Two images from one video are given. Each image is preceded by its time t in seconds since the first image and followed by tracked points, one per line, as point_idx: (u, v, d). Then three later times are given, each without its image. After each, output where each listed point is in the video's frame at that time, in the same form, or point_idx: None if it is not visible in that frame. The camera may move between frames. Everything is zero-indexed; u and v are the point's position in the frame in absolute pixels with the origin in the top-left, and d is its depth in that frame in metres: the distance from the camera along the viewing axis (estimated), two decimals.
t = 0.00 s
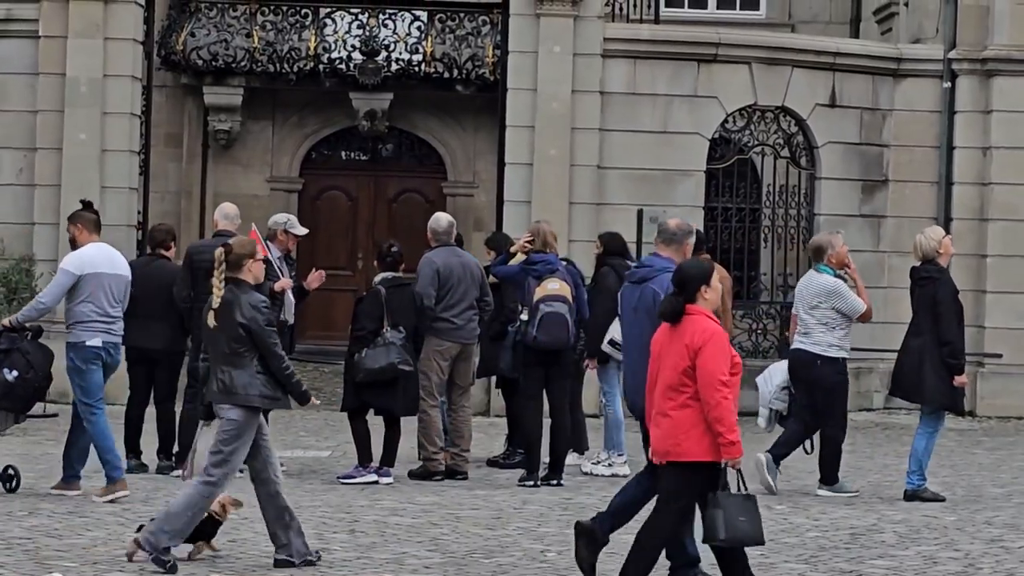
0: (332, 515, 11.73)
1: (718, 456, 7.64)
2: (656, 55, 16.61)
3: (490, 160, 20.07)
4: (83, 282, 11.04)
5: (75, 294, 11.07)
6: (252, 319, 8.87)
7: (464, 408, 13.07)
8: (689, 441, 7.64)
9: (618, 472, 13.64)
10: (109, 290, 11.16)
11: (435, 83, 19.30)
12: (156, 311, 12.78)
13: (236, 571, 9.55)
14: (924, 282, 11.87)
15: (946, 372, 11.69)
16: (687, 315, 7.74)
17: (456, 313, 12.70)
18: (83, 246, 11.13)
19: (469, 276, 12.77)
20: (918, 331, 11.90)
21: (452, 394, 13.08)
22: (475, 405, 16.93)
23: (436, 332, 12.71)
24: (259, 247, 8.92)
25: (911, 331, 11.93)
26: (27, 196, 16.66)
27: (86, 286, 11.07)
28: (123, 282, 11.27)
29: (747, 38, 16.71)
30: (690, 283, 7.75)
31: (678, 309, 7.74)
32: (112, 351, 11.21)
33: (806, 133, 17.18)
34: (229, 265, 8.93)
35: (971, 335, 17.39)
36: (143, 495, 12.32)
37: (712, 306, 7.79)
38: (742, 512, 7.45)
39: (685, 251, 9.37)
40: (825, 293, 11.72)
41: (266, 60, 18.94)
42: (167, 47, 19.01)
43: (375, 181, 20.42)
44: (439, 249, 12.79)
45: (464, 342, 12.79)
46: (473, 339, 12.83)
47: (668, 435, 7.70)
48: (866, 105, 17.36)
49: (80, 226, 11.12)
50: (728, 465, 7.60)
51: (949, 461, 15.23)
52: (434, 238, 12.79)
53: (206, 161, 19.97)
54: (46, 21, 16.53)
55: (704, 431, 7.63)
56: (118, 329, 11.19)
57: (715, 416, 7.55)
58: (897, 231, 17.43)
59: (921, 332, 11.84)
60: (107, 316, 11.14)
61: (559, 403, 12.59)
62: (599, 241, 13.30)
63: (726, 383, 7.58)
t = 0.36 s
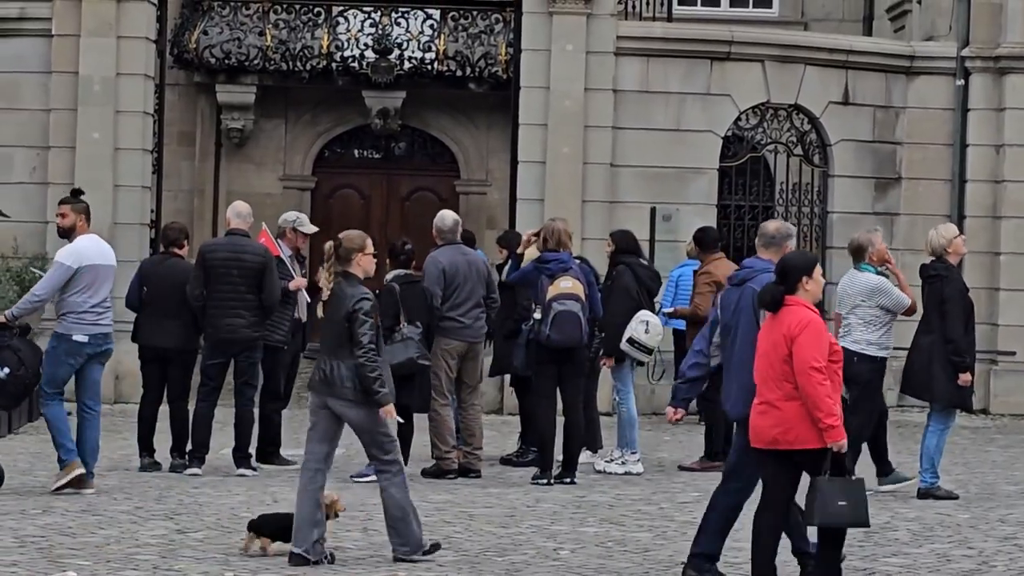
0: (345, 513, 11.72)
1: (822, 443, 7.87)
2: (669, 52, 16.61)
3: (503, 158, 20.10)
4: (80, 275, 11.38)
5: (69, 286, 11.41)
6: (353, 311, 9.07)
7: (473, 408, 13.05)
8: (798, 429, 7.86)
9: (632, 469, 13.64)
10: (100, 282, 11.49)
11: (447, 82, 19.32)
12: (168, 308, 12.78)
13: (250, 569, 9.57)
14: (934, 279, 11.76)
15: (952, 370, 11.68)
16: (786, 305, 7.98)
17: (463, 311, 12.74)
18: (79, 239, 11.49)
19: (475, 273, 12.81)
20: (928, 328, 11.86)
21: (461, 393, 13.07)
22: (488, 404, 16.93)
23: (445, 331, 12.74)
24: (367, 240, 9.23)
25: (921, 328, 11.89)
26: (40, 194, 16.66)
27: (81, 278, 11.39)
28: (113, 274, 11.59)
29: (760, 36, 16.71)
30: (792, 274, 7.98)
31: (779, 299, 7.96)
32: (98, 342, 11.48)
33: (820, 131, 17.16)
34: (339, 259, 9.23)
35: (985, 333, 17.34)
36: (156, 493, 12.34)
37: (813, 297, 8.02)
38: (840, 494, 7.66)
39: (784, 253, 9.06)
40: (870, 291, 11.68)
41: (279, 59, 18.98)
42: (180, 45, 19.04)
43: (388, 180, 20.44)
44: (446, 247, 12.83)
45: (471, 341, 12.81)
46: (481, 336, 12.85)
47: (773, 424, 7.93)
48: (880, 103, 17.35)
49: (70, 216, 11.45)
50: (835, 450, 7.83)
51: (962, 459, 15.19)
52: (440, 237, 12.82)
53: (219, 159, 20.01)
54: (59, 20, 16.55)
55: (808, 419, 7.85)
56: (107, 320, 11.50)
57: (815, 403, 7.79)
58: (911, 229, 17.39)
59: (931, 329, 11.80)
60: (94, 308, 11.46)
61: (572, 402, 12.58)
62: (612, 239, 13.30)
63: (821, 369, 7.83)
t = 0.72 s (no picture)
0: (355, 508, 11.74)
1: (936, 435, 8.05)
2: (680, 47, 16.61)
3: (514, 153, 20.22)
4: (56, 276, 11.26)
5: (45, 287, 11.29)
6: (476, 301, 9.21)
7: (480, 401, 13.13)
8: (912, 420, 8.05)
9: (642, 463, 13.64)
10: (77, 283, 11.37)
11: (457, 76, 19.35)
12: (179, 304, 12.80)
13: (262, 564, 9.60)
14: (939, 273, 11.71)
15: (958, 366, 11.57)
16: (902, 297, 8.17)
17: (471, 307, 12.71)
18: (56, 240, 11.39)
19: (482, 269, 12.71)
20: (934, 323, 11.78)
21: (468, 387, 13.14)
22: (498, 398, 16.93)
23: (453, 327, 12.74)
24: (482, 232, 9.36)
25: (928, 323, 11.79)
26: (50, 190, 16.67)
27: (58, 278, 11.28)
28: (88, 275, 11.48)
29: (771, 30, 16.71)
30: (908, 265, 8.20)
31: (896, 289, 8.17)
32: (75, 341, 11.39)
33: (831, 124, 17.15)
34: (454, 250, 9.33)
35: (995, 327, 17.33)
36: (167, 488, 12.36)
37: (926, 291, 8.23)
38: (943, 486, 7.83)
39: (878, 242, 9.17)
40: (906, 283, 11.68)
41: (289, 54, 19.00)
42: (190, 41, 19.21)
43: (398, 175, 20.53)
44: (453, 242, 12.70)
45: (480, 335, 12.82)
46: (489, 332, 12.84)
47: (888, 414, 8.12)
48: (890, 97, 17.33)
49: (50, 217, 11.40)
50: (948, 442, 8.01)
51: (973, 454, 15.15)
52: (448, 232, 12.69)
53: (229, 154, 20.10)
54: (69, 15, 16.56)
55: (924, 409, 8.03)
56: (83, 320, 11.39)
57: (932, 394, 7.95)
58: (921, 223, 17.36)
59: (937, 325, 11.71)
60: (71, 308, 11.36)
61: (583, 397, 12.58)
62: (622, 235, 13.37)
63: (942, 363, 7.99)
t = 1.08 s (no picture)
0: (364, 502, 11.74)
1: None
2: (688, 40, 16.61)
3: (521, 146, 20.22)
4: (44, 265, 11.34)
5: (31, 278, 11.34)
6: (580, 304, 9.36)
7: (489, 395, 12.95)
8: (1005, 420, 8.05)
9: (651, 457, 13.64)
10: (60, 272, 11.48)
11: (464, 70, 19.37)
12: (188, 298, 12.80)
13: (271, 558, 9.61)
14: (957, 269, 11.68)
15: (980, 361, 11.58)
16: (998, 297, 8.17)
17: (478, 302, 12.74)
18: (37, 231, 11.43)
19: (490, 263, 12.75)
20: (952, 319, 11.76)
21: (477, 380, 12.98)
22: (506, 392, 16.93)
23: (459, 322, 12.72)
24: (575, 236, 9.44)
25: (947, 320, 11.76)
26: (58, 184, 16.68)
27: (42, 269, 11.35)
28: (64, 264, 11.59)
29: (779, 22, 16.70)
30: (1006, 266, 8.19)
31: (994, 289, 8.17)
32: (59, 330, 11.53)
33: (838, 118, 17.17)
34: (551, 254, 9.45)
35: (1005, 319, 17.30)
36: (176, 482, 12.36)
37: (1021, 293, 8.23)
38: None
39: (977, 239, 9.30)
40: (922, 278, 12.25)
41: (298, 47, 19.02)
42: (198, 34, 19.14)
43: (406, 169, 20.57)
44: (462, 236, 12.76)
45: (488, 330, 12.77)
46: (497, 325, 12.83)
47: (982, 413, 8.10)
48: (897, 90, 17.33)
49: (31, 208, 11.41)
50: None
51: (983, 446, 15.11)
52: (457, 226, 12.75)
53: (237, 148, 20.15)
54: (77, 9, 16.57)
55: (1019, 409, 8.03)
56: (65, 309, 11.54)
57: None
58: (930, 215, 17.34)
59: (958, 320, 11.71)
60: (56, 298, 11.46)
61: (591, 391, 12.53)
62: (631, 227, 13.43)
63: None
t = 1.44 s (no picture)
0: (370, 497, 11.73)
1: None
2: (693, 34, 16.60)
3: (526, 142, 20.22)
4: (29, 264, 11.39)
5: (15, 275, 11.40)
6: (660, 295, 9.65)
7: (493, 389, 12.96)
8: None
9: (657, 453, 13.63)
10: (44, 271, 11.53)
11: (469, 65, 19.38)
12: (194, 294, 12.81)
13: (276, 553, 9.62)
14: (971, 261, 11.77)
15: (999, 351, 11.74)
16: None
17: (483, 298, 12.76)
18: (21, 229, 11.47)
19: (496, 259, 12.79)
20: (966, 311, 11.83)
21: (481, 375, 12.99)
22: (512, 387, 16.93)
23: (464, 317, 12.74)
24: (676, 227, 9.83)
25: (962, 311, 11.82)
26: (63, 179, 16.69)
27: (29, 266, 11.41)
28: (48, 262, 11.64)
29: (784, 17, 16.70)
30: None
31: None
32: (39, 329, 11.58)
33: (843, 113, 17.15)
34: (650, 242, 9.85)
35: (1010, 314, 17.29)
36: (182, 478, 12.36)
37: None
38: None
39: None
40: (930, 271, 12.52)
41: (303, 43, 19.06)
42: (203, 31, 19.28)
43: (412, 165, 20.58)
44: (468, 232, 12.78)
45: (494, 326, 12.80)
46: (502, 322, 12.85)
47: None
48: (903, 85, 17.32)
49: (16, 206, 11.41)
50: None
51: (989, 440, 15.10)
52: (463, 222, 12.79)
53: (242, 144, 20.17)
54: (82, 5, 16.56)
55: None
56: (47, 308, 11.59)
57: None
58: (935, 209, 17.32)
59: (973, 312, 11.79)
60: (38, 297, 11.52)
61: (596, 387, 12.55)
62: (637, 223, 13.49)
63: None
